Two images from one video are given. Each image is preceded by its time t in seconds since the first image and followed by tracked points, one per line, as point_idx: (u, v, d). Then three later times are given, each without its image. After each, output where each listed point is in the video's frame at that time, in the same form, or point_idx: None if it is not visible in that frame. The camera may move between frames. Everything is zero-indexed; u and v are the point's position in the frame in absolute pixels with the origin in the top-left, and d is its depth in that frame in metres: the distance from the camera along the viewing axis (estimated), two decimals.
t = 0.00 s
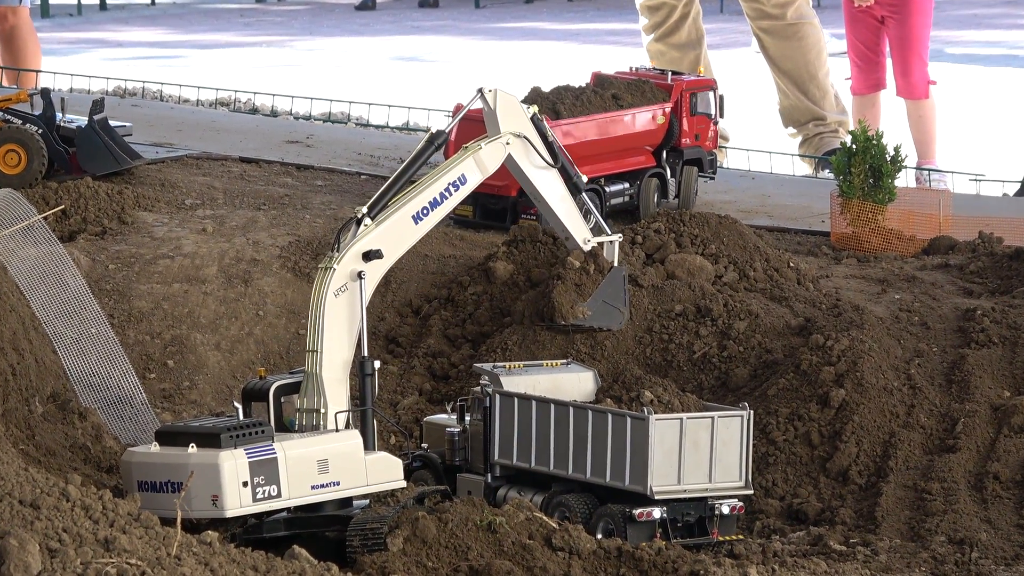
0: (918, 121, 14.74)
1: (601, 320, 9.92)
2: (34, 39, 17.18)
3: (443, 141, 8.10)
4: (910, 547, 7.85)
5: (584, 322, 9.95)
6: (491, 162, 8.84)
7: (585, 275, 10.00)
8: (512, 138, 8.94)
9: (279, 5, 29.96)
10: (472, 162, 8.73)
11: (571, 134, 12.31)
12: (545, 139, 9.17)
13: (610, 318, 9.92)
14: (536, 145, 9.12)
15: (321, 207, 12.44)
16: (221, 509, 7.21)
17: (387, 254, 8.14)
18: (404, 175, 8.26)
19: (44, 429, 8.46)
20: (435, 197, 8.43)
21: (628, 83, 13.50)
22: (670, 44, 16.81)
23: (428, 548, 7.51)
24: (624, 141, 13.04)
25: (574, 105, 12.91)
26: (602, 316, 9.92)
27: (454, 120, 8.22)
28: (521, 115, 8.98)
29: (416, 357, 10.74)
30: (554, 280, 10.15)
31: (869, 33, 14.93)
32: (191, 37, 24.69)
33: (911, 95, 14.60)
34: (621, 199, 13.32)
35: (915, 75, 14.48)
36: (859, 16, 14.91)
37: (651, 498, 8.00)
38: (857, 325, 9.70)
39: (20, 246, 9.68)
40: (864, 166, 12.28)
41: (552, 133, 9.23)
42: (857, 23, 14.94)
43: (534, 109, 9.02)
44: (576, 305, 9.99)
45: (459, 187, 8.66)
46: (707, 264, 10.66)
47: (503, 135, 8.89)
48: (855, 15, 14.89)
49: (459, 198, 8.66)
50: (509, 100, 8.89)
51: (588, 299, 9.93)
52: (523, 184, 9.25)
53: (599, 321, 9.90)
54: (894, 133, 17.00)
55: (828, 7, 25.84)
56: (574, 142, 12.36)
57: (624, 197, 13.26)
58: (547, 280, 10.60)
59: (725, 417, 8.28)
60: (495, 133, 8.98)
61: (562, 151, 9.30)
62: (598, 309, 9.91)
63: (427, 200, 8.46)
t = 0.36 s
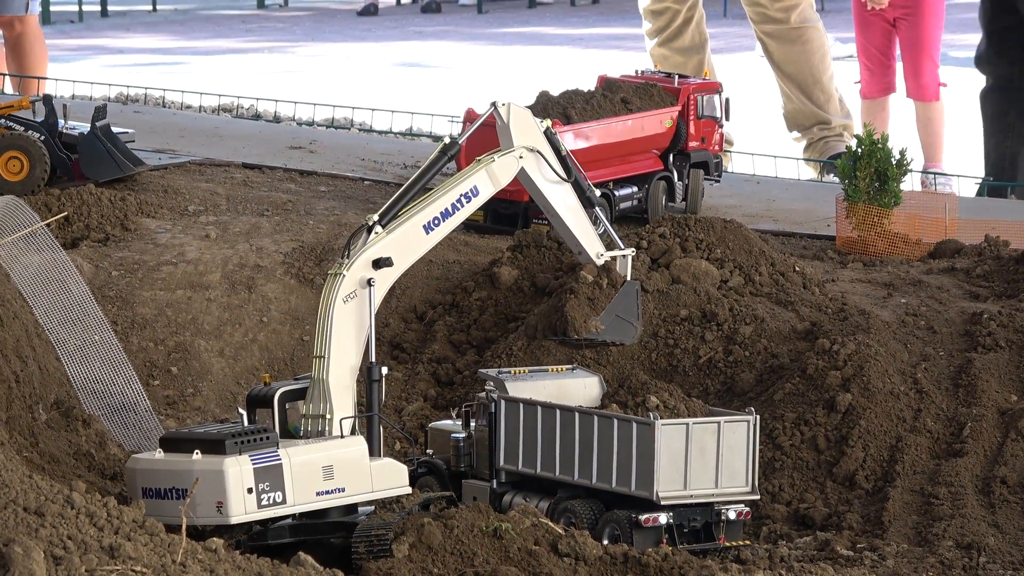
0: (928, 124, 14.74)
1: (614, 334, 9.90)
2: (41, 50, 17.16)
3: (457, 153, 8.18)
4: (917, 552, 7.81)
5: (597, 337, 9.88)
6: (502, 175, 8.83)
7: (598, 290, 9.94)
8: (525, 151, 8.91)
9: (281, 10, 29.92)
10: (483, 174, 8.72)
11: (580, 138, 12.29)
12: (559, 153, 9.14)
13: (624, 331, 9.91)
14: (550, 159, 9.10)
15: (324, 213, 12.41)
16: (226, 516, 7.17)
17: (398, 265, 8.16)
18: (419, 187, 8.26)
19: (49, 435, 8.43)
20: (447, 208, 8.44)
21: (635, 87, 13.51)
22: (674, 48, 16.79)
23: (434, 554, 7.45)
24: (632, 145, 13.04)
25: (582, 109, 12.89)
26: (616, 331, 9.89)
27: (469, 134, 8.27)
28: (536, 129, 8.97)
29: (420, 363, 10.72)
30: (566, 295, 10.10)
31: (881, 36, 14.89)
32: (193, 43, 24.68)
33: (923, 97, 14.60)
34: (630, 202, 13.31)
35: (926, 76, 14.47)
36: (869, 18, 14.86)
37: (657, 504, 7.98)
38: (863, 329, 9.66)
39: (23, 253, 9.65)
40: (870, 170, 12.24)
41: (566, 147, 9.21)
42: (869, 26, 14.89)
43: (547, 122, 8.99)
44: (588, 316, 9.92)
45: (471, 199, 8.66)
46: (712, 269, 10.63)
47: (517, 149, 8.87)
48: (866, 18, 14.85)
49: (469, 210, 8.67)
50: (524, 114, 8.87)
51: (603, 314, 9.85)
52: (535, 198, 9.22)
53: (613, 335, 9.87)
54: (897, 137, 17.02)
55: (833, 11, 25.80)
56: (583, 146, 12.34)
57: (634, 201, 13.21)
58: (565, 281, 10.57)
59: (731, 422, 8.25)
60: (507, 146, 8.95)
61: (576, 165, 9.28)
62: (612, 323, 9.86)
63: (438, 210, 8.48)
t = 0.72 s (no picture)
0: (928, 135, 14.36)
1: (626, 339, 9.83)
2: (37, 54, 17.24)
3: (461, 157, 8.21)
4: (921, 558, 7.80)
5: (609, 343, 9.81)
6: (508, 179, 8.82)
7: (605, 296, 9.94)
8: (530, 155, 8.90)
9: (286, 14, 29.93)
10: (489, 178, 8.71)
11: (586, 143, 12.31)
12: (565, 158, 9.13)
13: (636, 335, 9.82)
14: (555, 163, 9.09)
15: (329, 217, 12.41)
16: (229, 520, 7.16)
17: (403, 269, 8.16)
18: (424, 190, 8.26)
19: (53, 439, 8.44)
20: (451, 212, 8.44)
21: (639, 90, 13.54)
22: (679, 54, 16.84)
23: (438, 558, 7.44)
24: (637, 148, 13.07)
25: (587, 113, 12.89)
26: (627, 335, 9.81)
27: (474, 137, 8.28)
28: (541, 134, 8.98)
29: (424, 367, 10.72)
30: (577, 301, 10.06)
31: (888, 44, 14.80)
32: (197, 47, 24.70)
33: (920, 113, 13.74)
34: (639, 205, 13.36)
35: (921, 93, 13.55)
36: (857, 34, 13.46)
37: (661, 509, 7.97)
38: (868, 335, 9.65)
39: (28, 256, 9.67)
40: (875, 176, 12.26)
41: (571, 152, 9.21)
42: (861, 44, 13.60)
43: (551, 127, 9.01)
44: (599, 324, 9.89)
45: (475, 204, 8.66)
46: (717, 274, 10.61)
47: (521, 153, 8.86)
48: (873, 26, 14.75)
49: (474, 215, 8.66)
50: (528, 117, 8.88)
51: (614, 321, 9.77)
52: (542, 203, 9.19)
53: (626, 340, 9.80)
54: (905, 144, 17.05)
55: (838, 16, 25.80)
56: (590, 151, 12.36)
57: (642, 205, 13.18)
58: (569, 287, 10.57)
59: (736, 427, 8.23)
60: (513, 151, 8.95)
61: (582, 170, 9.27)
62: (623, 328, 9.79)
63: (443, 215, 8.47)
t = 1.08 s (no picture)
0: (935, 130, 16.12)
1: (656, 342, 9.03)
2: (29, 58, 17.16)
3: (468, 160, 8.20)
4: (927, 562, 7.78)
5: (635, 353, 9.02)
6: (514, 182, 8.78)
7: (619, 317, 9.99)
8: (537, 159, 8.86)
9: (291, 17, 29.91)
10: (495, 182, 8.69)
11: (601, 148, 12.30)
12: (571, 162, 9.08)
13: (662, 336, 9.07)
14: (562, 167, 9.03)
15: (334, 221, 12.40)
16: (235, 524, 7.17)
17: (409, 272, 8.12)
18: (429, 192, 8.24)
19: (59, 443, 8.47)
20: (458, 215, 8.43)
21: (653, 92, 13.55)
22: (683, 58, 16.81)
23: (443, 562, 7.44)
24: (649, 152, 13.05)
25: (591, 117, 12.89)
26: (653, 338, 9.02)
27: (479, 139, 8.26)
28: (548, 137, 8.94)
29: (430, 371, 10.72)
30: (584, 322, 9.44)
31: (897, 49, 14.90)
32: (201, 50, 24.69)
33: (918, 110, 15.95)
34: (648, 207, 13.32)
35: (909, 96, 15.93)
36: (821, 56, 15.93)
37: (667, 513, 7.96)
38: (874, 339, 9.64)
39: (34, 259, 9.67)
40: (881, 181, 12.19)
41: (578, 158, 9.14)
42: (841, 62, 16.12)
43: (558, 130, 8.97)
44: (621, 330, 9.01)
45: (482, 207, 8.65)
46: (722, 278, 10.61)
47: (527, 156, 8.82)
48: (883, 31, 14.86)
49: (481, 219, 8.64)
50: (536, 120, 8.85)
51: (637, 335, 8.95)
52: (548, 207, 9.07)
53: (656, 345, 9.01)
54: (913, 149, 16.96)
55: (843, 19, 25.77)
56: (603, 155, 12.34)
57: (653, 208, 13.22)
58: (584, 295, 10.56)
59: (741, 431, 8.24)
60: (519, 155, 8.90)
61: (589, 175, 9.18)
62: (647, 334, 9.01)
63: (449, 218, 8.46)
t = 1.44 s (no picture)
0: (945, 134, 14.63)
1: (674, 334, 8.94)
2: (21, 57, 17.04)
3: (474, 162, 8.20)
4: (934, 564, 7.78)
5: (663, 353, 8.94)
6: (521, 184, 8.77)
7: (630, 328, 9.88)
8: (543, 160, 8.85)
9: (297, 19, 29.90)
10: (502, 183, 8.69)
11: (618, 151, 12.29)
12: (579, 162, 9.07)
13: (682, 327, 9.00)
14: (569, 168, 9.03)
15: (341, 222, 12.41)
16: (243, 525, 7.18)
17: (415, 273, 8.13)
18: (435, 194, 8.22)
19: (66, 443, 8.50)
20: (465, 217, 8.42)
21: (663, 92, 13.51)
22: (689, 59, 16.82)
23: (450, 563, 7.44)
24: (662, 152, 13.10)
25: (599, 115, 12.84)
26: (673, 330, 8.96)
27: (485, 141, 8.25)
28: (555, 138, 8.93)
29: (437, 372, 10.73)
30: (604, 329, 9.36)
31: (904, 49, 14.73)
32: (207, 51, 24.72)
33: (942, 107, 14.52)
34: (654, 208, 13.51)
35: (948, 86, 14.38)
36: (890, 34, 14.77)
37: (674, 515, 7.96)
38: (881, 340, 9.64)
39: (41, 260, 9.69)
40: (888, 181, 12.25)
41: (586, 158, 9.14)
42: (891, 38, 14.75)
43: (564, 131, 8.96)
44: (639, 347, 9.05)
45: (489, 209, 8.64)
46: (730, 279, 10.60)
47: (533, 158, 8.81)
48: (889, 31, 14.69)
49: (487, 220, 8.63)
50: (542, 122, 8.84)
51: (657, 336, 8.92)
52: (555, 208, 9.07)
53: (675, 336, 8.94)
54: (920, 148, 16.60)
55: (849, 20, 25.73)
56: (619, 157, 12.36)
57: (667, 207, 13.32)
58: (591, 297, 10.54)
59: (748, 433, 8.24)
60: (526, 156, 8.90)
61: (596, 175, 9.19)
62: (666, 331, 8.94)
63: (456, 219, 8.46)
